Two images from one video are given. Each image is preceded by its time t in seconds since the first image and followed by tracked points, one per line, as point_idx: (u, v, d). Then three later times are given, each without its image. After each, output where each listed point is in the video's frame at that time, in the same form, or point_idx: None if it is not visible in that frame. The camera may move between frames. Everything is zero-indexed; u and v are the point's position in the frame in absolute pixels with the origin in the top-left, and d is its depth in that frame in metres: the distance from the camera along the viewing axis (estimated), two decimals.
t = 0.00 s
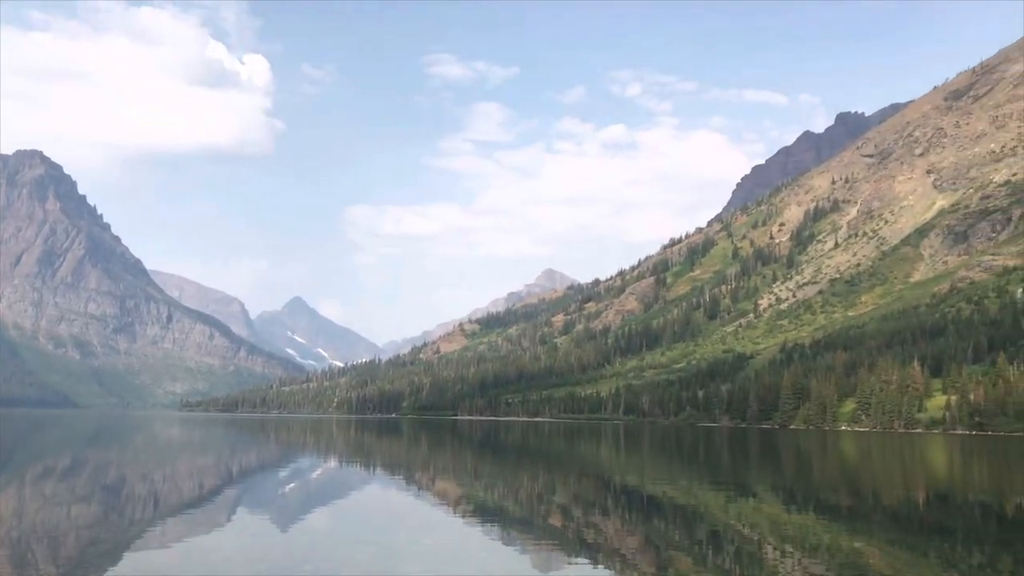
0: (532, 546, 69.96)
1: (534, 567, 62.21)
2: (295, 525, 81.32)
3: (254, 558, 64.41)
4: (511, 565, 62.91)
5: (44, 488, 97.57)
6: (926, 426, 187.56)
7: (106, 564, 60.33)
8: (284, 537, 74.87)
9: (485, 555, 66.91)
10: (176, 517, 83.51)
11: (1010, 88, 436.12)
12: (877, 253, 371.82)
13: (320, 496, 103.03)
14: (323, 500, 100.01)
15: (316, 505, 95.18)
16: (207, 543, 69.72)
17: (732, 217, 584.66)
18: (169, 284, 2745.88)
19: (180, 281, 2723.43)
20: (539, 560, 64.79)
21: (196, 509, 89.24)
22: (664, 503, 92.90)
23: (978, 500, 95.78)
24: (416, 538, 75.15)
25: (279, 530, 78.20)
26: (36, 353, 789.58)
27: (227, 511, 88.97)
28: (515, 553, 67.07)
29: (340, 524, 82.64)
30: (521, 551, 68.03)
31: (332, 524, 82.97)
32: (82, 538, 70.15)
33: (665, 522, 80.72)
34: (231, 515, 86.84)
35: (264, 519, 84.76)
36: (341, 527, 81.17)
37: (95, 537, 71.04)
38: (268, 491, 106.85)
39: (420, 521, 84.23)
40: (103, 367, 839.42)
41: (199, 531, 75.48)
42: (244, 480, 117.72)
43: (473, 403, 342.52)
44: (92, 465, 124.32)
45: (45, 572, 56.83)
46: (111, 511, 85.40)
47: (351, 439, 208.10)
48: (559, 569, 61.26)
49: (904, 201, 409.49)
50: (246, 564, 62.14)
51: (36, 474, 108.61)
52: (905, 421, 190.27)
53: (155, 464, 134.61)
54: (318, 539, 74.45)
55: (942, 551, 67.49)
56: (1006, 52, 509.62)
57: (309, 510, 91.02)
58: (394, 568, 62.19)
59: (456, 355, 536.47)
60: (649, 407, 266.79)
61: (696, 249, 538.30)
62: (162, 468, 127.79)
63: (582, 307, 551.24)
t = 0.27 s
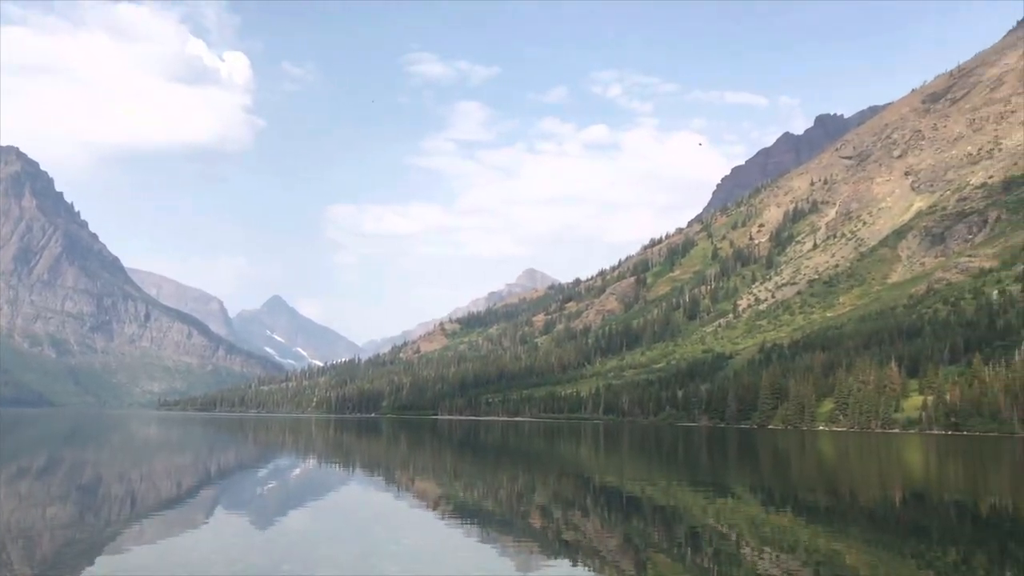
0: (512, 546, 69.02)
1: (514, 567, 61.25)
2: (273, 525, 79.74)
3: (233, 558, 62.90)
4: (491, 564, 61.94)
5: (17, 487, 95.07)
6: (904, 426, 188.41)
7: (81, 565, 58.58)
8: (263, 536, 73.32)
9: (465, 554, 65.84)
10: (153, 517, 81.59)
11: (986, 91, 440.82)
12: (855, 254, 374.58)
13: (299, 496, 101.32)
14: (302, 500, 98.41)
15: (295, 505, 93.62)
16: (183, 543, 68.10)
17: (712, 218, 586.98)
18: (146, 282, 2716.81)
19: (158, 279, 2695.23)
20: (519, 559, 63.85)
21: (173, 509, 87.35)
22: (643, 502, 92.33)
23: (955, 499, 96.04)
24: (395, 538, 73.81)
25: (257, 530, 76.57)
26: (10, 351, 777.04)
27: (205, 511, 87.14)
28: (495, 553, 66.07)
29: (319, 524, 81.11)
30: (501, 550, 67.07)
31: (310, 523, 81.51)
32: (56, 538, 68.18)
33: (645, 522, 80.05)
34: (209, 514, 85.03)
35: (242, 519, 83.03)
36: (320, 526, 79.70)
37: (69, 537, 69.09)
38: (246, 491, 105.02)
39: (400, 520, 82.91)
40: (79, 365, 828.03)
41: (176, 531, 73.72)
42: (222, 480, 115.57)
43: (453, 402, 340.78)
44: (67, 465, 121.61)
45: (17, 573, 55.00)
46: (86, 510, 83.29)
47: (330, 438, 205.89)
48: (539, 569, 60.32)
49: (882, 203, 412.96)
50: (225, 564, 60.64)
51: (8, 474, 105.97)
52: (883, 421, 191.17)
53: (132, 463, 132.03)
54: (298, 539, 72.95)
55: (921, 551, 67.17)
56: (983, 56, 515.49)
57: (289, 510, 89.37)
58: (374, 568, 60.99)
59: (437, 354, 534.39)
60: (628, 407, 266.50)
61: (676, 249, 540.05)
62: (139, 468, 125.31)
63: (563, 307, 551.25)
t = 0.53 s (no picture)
0: (492, 543, 68.46)
1: (494, 564, 60.60)
2: (253, 524, 78.54)
3: (211, 557, 61.71)
4: (472, 563, 61.26)
5: None
6: (882, 424, 189.83)
7: (56, 565, 57.15)
8: (242, 535, 72.11)
9: (445, 553, 65.16)
10: (132, 516, 80.05)
11: (963, 92, 445.12)
12: (834, 252, 377.50)
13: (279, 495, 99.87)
14: (283, 498, 97.07)
15: (275, 504, 92.23)
16: (161, 542, 66.80)
17: (692, 216, 589.28)
18: (124, 279, 2686.70)
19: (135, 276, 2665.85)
20: (499, 557, 63.24)
21: (152, 508, 85.73)
22: (624, 499, 92.09)
23: (931, 496, 96.70)
24: (376, 536, 72.84)
25: (237, 529, 75.35)
26: None
27: (183, 510, 85.67)
28: (475, 551, 65.39)
29: (299, 523, 79.97)
30: (481, 549, 66.45)
31: (291, 522, 80.38)
32: (32, 538, 66.61)
33: (626, 519, 79.71)
34: (188, 513, 83.56)
35: (221, 518, 81.63)
36: (301, 525, 78.60)
37: (45, 537, 67.51)
38: (226, 489, 103.49)
39: (381, 518, 81.96)
40: (56, 363, 817.24)
41: (155, 531, 72.35)
42: (201, 478, 113.73)
43: (434, 400, 339.46)
44: (43, 464, 119.31)
45: None
46: (64, 510, 81.56)
47: (310, 436, 204.02)
48: (519, 567, 59.77)
49: (861, 202, 416.41)
50: (203, 563, 59.45)
51: None
52: (861, 419, 192.49)
53: (109, 462, 129.79)
54: (278, 537, 71.75)
55: (899, 547, 67.37)
56: (960, 57, 521.23)
57: (269, 509, 88.12)
58: (355, 568, 60.00)
59: (418, 352, 532.63)
60: (609, 404, 266.47)
61: (657, 247, 541.71)
62: (117, 467, 123.20)
63: (544, 305, 551.31)
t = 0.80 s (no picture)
0: (474, 541, 67.76)
1: (476, 561, 59.98)
2: (234, 522, 77.45)
3: (193, 556, 60.63)
4: (454, 560, 60.66)
5: None
6: (861, 419, 191.17)
7: (33, 565, 55.85)
8: (223, 534, 71.02)
9: (427, 550, 64.43)
10: (111, 516, 78.55)
11: (942, 90, 449.16)
12: (814, 249, 380.09)
13: (260, 493, 98.57)
14: (264, 497, 95.78)
15: (256, 502, 90.94)
16: (140, 541, 65.61)
17: (673, 213, 591.09)
18: (102, 276, 2657.60)
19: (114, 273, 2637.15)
20: (481, 554, 62.62)
21: (132, 507, 84.21)
22: (606, 496, 91.68)
23: (911, 491, 97.20)
24: (357, 535, 71.86)
25: (217, 528, 74.23)
26: None
27: (164, 510, 84.20)
28: (456, 548, 64.70)
29: (282, 520, 79.02)
30: (464, 545, 65.78)
31: (272, 520, 79.25)
32: (10, 538, 65.12)
33: (609, 515, 79.31)
34: (167, 513, 82.13)
35: (201, 517, 80.25)
36: (282, 523, 77.52)
37: (21, 536, 66.05)
38: (207, 488, 101.95)
39: (363, 516, 81.05)
40: (34, 361, 806.77)
41: (135, 530, 71.05)
42: (181, 477, 112.08)
43: (416, 398, 337.96)
44: (20, 463, 117.00)
45: None
46: (43, 510, 79.90)
47: (291, 434, 202.16)
48: (502, 564, 59.18)
49: (841, 199, 419.64)
50: (184, 562, 58.32)
51: None
52: (841, 414, 193.76)
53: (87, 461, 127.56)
54: (259, 536, 70.55)
55: (878, 541, 67.51)
56: (938, 55, 526.18)
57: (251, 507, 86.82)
58: (337, 566, 59.02)
59: (400, 350, 530.53)
60: (591, 400, 266.37)
61: (638, 244, 543.06)
62: (96, 466, 121.02)
63: (526, 302, 550.99)
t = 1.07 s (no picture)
0: (457, 540, 67.15)
1: (460, 561, 59.49)
2: (216, 522, 76.51)
3: (175, 557, 59.82)
4: (437, 559, 60.17)
5: None
6: (842, 417, 192.36)
7: (12, 567, 54.91)
8: (204, 534, 70.13)
9: (411, 550, 63.83)
10: (90, 516, 77.40)
11: (921, 90, 452.90)
12: (795, 248, 382.46)
13: (242, 493, 97.59)
14: (246, 497, 94.79)
15: (238, 502, 89.96)
16: (120, 542, 64.65)
17: (656, 212, 592.71)
18: (81, 275, 2629.61)
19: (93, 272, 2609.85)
20: (464, 553, 62.15)
21: (112, 508, 83.02)
22: (589, 494, 91.41)
23: (892, 488, 97.67)
24: (339, 534, 71.08)
25: (199, 528, 73.31)
26: None
27: (145, 510, 83.08)
28: (439, 547, 64.22)
29: (264, 520, 78.16)
30: (447, 544, 65.27)
31: (254, 520, 78.41)
32: None
33: (592, 514, 78.99)
34: (149, 513, 81.06)
35: (181, 517, 79.18)
36: (265, 523, 76.71)
37: None
38: (188, 488, 100.70)
39: (347, 516, 80.32)
40: (12, 360, 796.89)
41: (115, 530, 70.02)
42: (162, 477, 110.87)
43: (399, 398, 336.76)
44: None
45: None
46: (21, 511, 78.58)
47: (273, 434, 200.53)
48: (486, 564, 58.74)
49: (822, 198, 422.35)
50: (166, 563, 57.55)
51: None
52: (822, 412, 194.95)
53: (67, 462, 125.70)
54: (239, 536, 69.67)
55: (859, 538, 67.59)
56: (918, 56, 530.39)
57: (233, 507, 85.82)
58: (317, 566, 58.26)
59: (383, 349, 528.53)
60: (574, 399, 266.37)
61: (621, 243, 544.19)
62: (75, 466, 119.31)
63: (509, 301, 550.73)
